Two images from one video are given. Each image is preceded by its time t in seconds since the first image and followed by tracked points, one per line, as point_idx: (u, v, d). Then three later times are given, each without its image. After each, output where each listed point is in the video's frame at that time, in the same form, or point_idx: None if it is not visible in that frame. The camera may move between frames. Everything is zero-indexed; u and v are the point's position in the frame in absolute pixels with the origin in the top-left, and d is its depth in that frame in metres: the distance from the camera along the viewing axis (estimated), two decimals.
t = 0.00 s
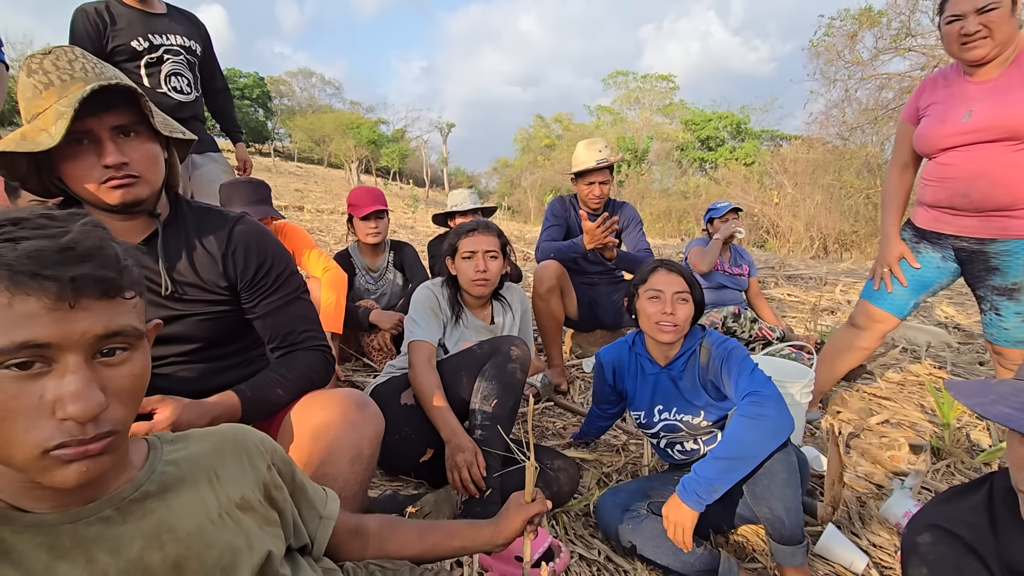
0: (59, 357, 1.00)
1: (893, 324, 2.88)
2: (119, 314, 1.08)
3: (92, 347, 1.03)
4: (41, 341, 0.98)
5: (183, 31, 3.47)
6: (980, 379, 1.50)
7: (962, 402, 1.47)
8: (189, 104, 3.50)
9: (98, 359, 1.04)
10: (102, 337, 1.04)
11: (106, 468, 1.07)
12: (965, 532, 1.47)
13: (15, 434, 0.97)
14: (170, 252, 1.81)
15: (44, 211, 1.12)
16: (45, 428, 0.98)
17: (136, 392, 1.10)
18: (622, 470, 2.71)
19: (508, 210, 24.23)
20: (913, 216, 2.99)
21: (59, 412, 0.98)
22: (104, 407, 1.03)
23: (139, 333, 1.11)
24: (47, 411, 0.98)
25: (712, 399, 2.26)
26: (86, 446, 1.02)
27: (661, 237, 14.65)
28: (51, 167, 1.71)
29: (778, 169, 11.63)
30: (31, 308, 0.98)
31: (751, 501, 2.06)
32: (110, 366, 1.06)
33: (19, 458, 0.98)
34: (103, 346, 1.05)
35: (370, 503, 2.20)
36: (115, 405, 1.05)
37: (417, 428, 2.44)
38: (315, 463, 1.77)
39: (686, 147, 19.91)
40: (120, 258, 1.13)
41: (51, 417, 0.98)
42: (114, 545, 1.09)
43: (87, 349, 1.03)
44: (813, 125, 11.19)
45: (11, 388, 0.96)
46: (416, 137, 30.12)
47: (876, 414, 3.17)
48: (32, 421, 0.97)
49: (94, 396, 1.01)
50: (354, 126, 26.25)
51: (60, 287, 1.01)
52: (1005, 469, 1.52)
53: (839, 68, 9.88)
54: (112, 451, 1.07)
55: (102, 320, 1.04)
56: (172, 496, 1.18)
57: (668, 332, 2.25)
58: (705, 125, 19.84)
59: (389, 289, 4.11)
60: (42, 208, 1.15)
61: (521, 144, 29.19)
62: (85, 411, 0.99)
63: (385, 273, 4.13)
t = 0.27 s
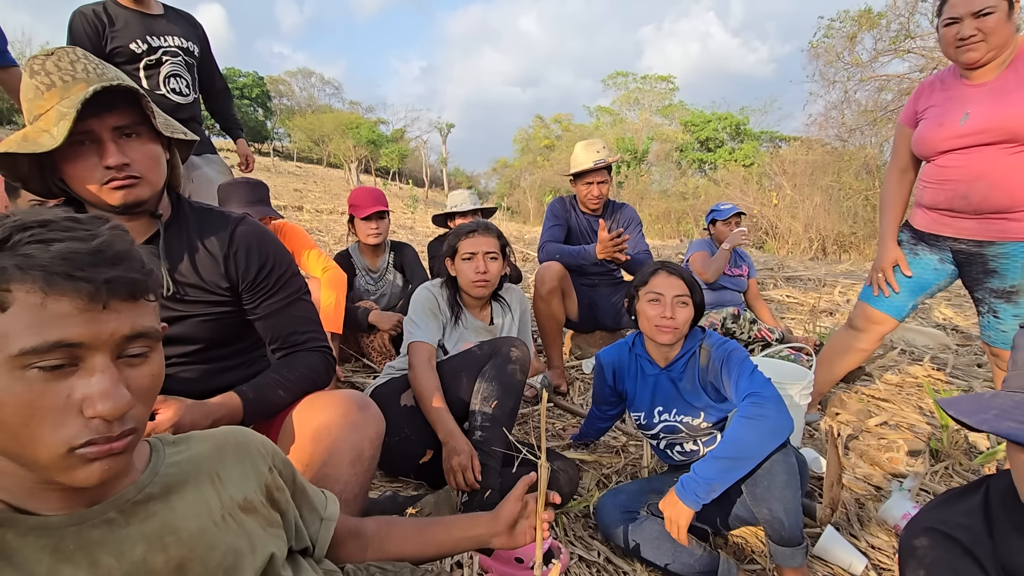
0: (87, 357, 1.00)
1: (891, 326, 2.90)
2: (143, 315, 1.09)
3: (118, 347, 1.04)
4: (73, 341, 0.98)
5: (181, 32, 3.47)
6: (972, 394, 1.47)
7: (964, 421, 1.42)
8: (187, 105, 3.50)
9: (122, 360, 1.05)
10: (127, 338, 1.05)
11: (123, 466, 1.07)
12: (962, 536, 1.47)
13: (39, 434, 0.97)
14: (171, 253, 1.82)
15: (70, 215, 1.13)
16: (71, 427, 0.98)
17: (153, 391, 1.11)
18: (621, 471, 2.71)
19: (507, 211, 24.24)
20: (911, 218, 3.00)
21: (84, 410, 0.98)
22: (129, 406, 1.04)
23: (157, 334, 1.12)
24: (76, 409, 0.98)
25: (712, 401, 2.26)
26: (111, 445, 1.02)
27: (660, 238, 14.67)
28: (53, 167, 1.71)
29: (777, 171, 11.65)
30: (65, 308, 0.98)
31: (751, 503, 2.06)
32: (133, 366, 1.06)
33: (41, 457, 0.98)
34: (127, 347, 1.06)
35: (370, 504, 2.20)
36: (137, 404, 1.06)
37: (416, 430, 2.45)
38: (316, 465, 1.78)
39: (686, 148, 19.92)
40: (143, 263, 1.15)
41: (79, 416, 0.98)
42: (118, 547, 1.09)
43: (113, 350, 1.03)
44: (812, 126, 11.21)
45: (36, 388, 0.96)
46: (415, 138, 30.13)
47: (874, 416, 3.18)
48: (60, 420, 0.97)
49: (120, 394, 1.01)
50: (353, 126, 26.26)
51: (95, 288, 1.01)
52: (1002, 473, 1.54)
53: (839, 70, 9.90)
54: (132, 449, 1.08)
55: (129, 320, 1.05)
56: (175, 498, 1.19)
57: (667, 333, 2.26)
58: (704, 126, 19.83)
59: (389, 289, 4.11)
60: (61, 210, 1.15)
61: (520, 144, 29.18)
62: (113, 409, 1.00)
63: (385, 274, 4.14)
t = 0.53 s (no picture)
0: (179, 332, 1.15)
1: (890, 327, 2.90)
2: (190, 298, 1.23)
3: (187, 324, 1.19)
4: (179, 319, 1.14)
5: (178, 33, 3.48)
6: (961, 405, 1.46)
7: (961, 432, 1.40)
8: (185, 105, 3.49)
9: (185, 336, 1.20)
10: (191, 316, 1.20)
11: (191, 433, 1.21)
12: (961, 537, 1.48)
13: (155, 404, 1.09)
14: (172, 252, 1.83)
15: (117, 218, 1.18)
16: (180, 393, 1.13)
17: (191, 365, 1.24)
18: (621, 471, 2.72)
19: (506, 211, 24.23)
20: (910, 219, 3.00)
21: (184, 377, 1.14)
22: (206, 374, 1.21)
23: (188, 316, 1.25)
24: (177, 377, 1.13)
25: (711, 401, 2.26)
26: (196, 408, 1.18)
27: (659, 239, 14.65)
28: (56, 167, 1.71)
29: (776, 171, 11.64)
30: (168, 291, 1.13)
31: (751, 503, 2.07)
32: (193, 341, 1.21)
33: (152, 426, 1.10)
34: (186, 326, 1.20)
35: (370, 504, 2.20)
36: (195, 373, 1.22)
37: (416, 430, 2.45)
38: (316, 465, 1.78)
39: (685, 149, 19.91)
40: (186, 261, 1.21)
41: (180, 382, 1.13)
42: (120, 549, 1.10)
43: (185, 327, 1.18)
44: (812, 127, 11.22)
45: (150, 362, 1.09)
46: (414, 138, 30.12)
47: (874, 417, 3.18)
48: (171, 387, 1.11)
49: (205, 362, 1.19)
50: (353, 126, 26.25)
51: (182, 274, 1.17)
52: (998, 474, 1.52)
53: (838, 71, 9.91)
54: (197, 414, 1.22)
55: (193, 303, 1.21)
56: (176, 500, 1.20)
57: (665, 334, 2.26)
58: (704, 127, 19.80)
59: (388, 289, 4.11)
60: (96, 214, 1.18)
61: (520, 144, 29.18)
62: (205, 374, 1.18)
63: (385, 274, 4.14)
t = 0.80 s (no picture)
0: (186, 330, 1.15)
1: (889, 328, 2.89)
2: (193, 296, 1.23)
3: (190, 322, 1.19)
4: (188, 318, 1.15)
5: (174, 32, 3.47)
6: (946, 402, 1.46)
7: (946, 428, 1.40)
8: (180, 105, 3.49)
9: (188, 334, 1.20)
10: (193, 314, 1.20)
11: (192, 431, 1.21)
12: (954, 530, 1.47)
13: (167, 400, 1.10)
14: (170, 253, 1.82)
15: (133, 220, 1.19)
16: (187, 390, 1.14)
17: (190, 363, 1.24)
18: (620, 472, 2.71)
19: (505, 211, 24.20)
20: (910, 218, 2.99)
21: (191, 375, 1.14)
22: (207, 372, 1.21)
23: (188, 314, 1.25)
24: (185, 375, 1.13)
25: (708, 403, 2.26)
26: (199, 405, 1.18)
27: (658, 239, 14.62)
28: (55, 166, 1.70)
29: (776, 172, 11.62)
30: (178, 291, 1.13)
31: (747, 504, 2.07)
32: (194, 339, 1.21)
33: (160, 423, 1.10)
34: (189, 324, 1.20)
35: (368, 504, 2.20)
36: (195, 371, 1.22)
37: (415, 431, 2.45)
38: (314, 466, 1.77)
39: (685, 149, 19.90)
40: (198, 262, 1.21)
41: (187, 381, 1.13)
42: (118, 548, 1.09)
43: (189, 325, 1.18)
44: (811, 127, 11.22)
45: (162, 360, 1.09)
46: (414, 137, 30.09)
47: (873, 418, 3.18)
48: (180, 385, 1.12)
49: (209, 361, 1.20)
50: (353, 125, 26.23)
51: (190, 274, 1.17)
52: (990, 470, 1.53)
53: (838, 71, 9.92)
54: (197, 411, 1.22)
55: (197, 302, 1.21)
56: (174, 500, 1.19)
57: (663, 337, 2.25)
58: (704, 127, 19.76)
59: (387, 289, 4.11)
60: (108, 216, 1.19)
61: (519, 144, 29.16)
62: (209, 373, 1.18)
63: (384, 274, 4.13)
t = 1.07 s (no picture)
0: (182, 330, 1.14)
1: (889, 329, 2.89)
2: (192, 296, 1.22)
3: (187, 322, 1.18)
4: (184, 317, 1.13)
5: (171, 31, 3.45)
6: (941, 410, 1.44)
7: (943, 439, 1.39)
8: (178, 103, 3.47)
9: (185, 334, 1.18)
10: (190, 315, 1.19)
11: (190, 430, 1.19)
12: (950, 533, 1.46)
13: (162, 401, 1.08)
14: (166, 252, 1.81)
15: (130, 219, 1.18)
16: (183, 391, 1.12)
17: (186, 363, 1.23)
18: (619, 473, 2.70)
19: (505, 211, 24.18)
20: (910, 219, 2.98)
21: (187, 375, 1.13)
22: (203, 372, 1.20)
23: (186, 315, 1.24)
24: (181, 375, 1.11)
25: (707, 403, 2.25)
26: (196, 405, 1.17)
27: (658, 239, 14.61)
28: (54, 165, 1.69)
29: (775, 172, 11.60)
30: (175, 290, 1.12)
31: (745, 505, 2.06)
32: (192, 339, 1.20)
33: (156, 423, 1.09)
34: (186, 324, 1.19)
35: (366, 505, 2.19)
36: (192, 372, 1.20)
37: (413, 431, 2.43)
38: (311, 467, 1.76)
39: (685, 149, 19.89)
40: (196, 262, 1.20)
41: (183, 381, 1.12)
42: (113, 548, 1.08)
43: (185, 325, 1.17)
44: (811, 128, 11.21)
45: (158, 360, 1.08)
46: (413, 137, 30.07)
47: (873, 419, 3.17)
48: (175, 384, 1.10)
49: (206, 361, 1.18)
50: (352, 125, 26.22)
51: (189, 274, 1.16)
52: (985, 474, 1.52)
53: (838, 72, 9.92)
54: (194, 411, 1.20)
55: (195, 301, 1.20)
56: (169, 499, 1.18)
57: (662, 340, 2.25)
58: (703, 127, 19.73)
59: (386, 289, 4.10)
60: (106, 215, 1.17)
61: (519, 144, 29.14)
62: (206, 372, 1.17)
63: (383, 273, 4.12)
